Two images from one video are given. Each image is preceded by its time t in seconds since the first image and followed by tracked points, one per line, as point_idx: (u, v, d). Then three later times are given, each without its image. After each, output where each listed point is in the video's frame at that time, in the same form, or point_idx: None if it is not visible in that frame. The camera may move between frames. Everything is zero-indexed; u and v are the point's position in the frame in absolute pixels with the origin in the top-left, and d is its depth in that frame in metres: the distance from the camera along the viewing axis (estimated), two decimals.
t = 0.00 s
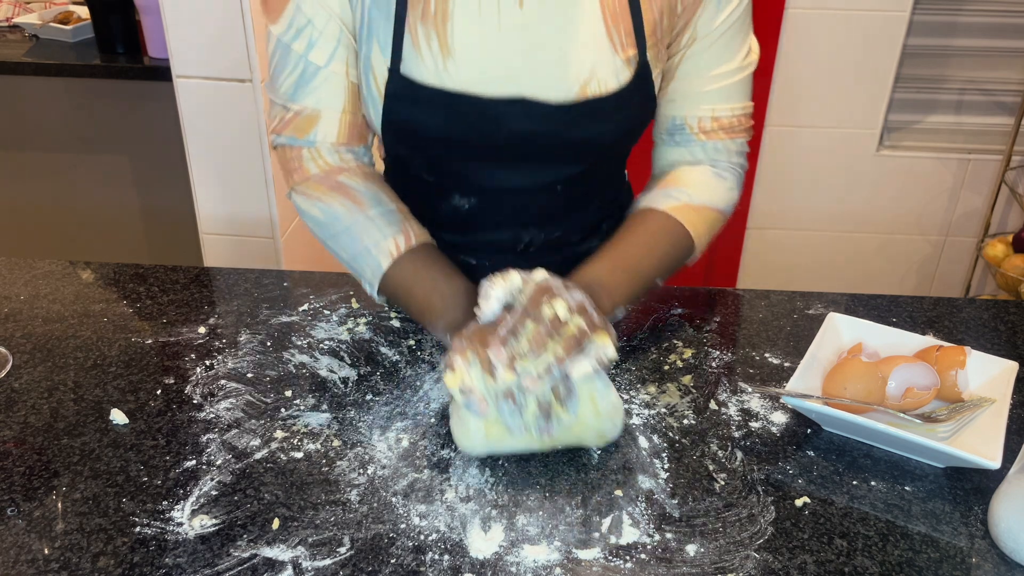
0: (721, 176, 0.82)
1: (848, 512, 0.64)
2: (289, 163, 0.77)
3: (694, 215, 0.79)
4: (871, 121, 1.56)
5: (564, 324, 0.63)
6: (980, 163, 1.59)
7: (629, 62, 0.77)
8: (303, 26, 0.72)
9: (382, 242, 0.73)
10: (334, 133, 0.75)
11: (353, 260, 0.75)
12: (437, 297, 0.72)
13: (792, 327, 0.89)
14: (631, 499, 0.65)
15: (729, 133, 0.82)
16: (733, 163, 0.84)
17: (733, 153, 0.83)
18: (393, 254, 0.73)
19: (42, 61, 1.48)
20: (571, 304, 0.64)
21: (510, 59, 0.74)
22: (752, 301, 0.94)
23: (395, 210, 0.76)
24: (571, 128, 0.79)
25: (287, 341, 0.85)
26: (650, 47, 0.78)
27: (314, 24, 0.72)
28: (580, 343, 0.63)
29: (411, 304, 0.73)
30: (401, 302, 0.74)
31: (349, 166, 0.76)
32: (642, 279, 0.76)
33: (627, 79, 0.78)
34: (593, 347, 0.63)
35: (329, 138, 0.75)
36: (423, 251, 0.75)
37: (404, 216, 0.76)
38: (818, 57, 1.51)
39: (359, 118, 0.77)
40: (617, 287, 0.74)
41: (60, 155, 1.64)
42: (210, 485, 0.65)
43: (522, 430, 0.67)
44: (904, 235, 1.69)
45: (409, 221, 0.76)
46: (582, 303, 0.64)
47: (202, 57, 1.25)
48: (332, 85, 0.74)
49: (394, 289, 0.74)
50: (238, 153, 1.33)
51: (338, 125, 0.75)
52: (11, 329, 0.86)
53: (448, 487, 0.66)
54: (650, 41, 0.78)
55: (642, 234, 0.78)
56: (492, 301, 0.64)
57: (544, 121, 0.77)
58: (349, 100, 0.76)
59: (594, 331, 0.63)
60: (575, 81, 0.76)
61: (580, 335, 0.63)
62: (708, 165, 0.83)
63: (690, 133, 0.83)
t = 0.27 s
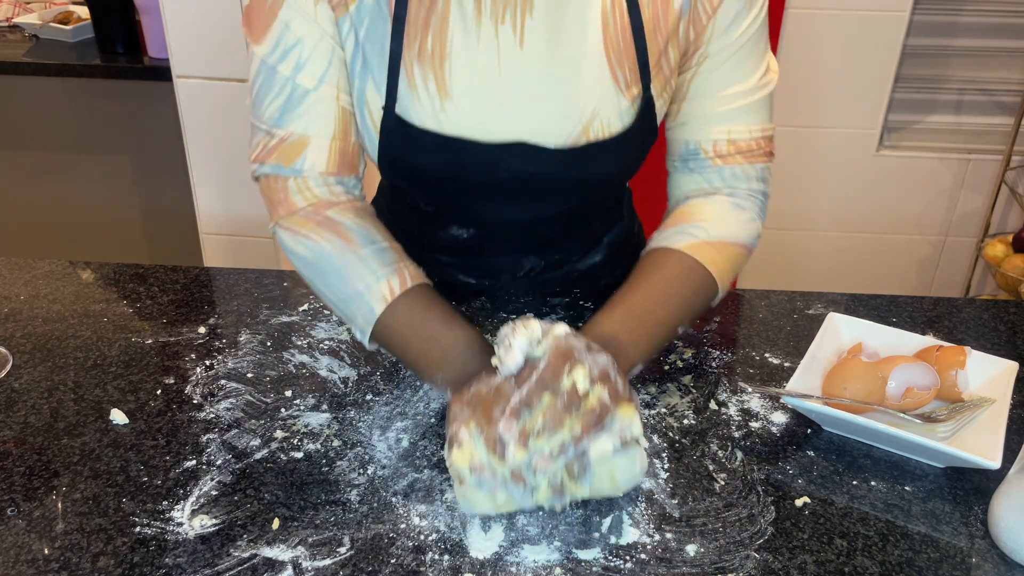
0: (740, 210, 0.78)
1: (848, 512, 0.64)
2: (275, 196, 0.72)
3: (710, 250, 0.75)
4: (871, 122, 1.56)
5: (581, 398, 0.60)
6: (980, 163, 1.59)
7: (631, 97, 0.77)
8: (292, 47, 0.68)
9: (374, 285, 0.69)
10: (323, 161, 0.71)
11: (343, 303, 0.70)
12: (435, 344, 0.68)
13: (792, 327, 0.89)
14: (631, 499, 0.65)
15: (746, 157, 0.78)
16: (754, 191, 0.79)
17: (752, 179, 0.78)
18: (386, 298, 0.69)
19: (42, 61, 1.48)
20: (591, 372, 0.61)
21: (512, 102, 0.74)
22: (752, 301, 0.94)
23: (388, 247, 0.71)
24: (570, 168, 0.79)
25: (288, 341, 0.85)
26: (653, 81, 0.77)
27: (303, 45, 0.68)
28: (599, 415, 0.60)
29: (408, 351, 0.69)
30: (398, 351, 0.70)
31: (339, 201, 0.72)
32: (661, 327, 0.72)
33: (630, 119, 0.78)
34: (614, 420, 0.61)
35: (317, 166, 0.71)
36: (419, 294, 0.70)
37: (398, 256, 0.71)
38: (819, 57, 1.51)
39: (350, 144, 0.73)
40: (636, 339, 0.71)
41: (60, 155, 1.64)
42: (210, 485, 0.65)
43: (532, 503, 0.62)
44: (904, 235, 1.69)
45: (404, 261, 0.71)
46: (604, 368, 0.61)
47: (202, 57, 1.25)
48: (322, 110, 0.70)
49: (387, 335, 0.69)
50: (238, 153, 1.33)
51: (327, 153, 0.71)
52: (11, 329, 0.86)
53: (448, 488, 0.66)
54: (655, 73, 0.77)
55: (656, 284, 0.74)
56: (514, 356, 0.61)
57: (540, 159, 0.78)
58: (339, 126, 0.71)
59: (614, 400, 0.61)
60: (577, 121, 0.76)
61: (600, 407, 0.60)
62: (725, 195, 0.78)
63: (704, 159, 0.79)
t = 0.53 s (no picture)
0: (736, 217, 0.77)
1: (848, 512, 0.64)
2: (283, 185, 0.69)
3: (711, 263, 0.74)
4: (871, 122, 1.56)
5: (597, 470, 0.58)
6: (980, 163, 1.59)
7: (631, 90, 0.79)
8: (306, 28, 0.66)
9: (382, 296, 0.67)
10: (336, 148, 0.69)
11: (347, 308, 0.68)
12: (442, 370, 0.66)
13: (792, 327, 0.89)
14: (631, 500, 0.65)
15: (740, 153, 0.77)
16: (749, 193, 0.78)
17: (747, 180, 0.78)
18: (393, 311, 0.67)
19: (42, 61, 1.48)
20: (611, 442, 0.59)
21: (516, 95, 0.76)
22: (752, 302, 0.94)
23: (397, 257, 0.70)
24: (571, 161, 0.81)
25: (287, 341, 0.85)
26: (652, 72, 0.79)
27: (317, 27, 0.66)
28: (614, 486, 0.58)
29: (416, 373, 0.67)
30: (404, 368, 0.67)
31: (349, 195, 0.70)
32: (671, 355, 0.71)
33: (629, 110, 0.80)
34: (631, 492, 0.59)
35: (329, 153, 0.68)
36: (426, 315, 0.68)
37: (405, 269, 0.70)
38: (819, 58, 1.51)
39: (363, 132, 0.71)
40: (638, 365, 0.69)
41: (60, 155, 1.64)
42: (210, 485, 0.65)
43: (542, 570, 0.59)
44: (904, 235, 1.69)
45: (410, 273, 0.70)
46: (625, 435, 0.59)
47: (202, 57, 1.25)
48: (336, 95, 0.68)
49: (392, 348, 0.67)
50: (238, 152, 1.33)
51: (340, 140, 0.69)
52: (11, 329, 0.86)
53: (449, 488, 0.66)
54: (654, 66, 0.79)
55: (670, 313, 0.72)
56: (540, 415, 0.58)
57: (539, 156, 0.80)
58: (352, 113, 0.70)
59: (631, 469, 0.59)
60: (579, 113, 0.77)
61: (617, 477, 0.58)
62: (720, 199, 0.77)
63: (699, 155, 0.78)
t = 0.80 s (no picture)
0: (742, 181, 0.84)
1: (848, 512, 0.64)
2: (287, 176, 0.76)
3: (726, 218, 0.81)
4: (871, 122, 1.56)
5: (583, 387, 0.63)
6: (980, 163, 1.59)
7: (633, 60, 0.83)
8: (306, 30, 0.72)
9: (375, 270, 0.72)
10: (330, 141, 0.74)
11: (346, 284, 0.73)
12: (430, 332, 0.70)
13: (792, 327, 0.89)
14: (631, 499, 0.65)
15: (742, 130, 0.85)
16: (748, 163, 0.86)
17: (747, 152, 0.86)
18: (385, 283, 0.72)
19: (42, 61, 1.48)
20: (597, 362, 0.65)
21: (521, 62, 0.79)
22: (752, 302, 0.94)
23: (391, 235, 0.74)
24: (575, 128, 0.84)
25: (287, 341, 0.85)
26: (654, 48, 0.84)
27: (316, 27, 0.72)
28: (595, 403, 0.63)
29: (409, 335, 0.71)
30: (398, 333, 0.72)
31: (345, 182, 0.76)
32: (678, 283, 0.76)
33: (633, 78, 0.83)
34: (606, 413, 0.62)
35: (324, 146, 0.74)
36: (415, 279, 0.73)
37: (400, 242, 0.74)
38: (819, 57, 1.51)
39: (358, 127, 0.76)
40: (653, 289, 0.74)
41: (60, 155, 1.64)
42: (210, 485, 0.65)
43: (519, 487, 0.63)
44: (904, 235, 1.69)
45: (405, 246, 0.74)
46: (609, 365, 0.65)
47: (202, 57, 1.25)
48: (331, 91, 0.73)
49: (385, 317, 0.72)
50: (238, 152, 1.33)
51: (335, 133, 0.74)
52: (11, 329, 0.86)
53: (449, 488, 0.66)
54: (656, 42, 0.84)
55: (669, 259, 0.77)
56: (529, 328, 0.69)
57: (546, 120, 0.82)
58: (348, 107, 0.74)
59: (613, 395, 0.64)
60: (583, 80, 0.81)
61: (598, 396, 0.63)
62: (727, 167, 0.84)
63: (705, 133, 0.85)
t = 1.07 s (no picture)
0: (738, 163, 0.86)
1: (848, 512, 0.64)
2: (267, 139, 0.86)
3: (716, 196, 0.82)
4: (871, 122, 1.56)
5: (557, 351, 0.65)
6: (980, 163, 1.58)
7: (625, 35, 0.86)
8: (283, 19, 0.81)
9: (327, 204, 0.81)
10: (297, 117, 0.83)
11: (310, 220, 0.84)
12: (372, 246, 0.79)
13: (792, 327, 0.89)
14: (631, 499, 0.65)
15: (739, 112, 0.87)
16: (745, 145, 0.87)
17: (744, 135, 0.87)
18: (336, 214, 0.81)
19: (42, 61, 1.48)
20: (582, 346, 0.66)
21: (513, 30, 0.82)
22: (751, 302, 0.94)
23: (341, 169, 0.83)
24: (564, 98, 0.86)
25: (288, 341, 0.85)
26: (647, 25, 0.87)
27: (293, 18, 0.81)
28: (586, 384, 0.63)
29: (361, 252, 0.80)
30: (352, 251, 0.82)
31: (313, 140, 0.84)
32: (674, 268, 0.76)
33: (624, 51, 0.86)
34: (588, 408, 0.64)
35: (294, 119, 0.83)
36: (363, 204, 0.82)
37: (353, 176, 0.83)
38: (819, 57, 1.51)
39: (324, 109, 0.84)
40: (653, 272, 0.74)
41: (60, 155, 1.64)
42: (210, 485, 0.65)
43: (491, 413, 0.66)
44: (904, 235, 1.69)
45: (356, 179, 0.83)
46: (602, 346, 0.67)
47: (202, 57, 1.25)
48: (301, 76, 0.82)
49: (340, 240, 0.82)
50: (239, 152, 1.33)
51: (302, 110, 0.83)
52: (11, 329, 0.86)
53: (449, 487, 0.66)
54: (648, 19, 0.87)
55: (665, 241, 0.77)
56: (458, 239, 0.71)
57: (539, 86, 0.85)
58: (317, 89, 0.83)
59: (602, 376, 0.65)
60: (574, 50, 0.85)
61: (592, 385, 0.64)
62: (721, 147, 0.86)
63: (703, 115, 0.87)
